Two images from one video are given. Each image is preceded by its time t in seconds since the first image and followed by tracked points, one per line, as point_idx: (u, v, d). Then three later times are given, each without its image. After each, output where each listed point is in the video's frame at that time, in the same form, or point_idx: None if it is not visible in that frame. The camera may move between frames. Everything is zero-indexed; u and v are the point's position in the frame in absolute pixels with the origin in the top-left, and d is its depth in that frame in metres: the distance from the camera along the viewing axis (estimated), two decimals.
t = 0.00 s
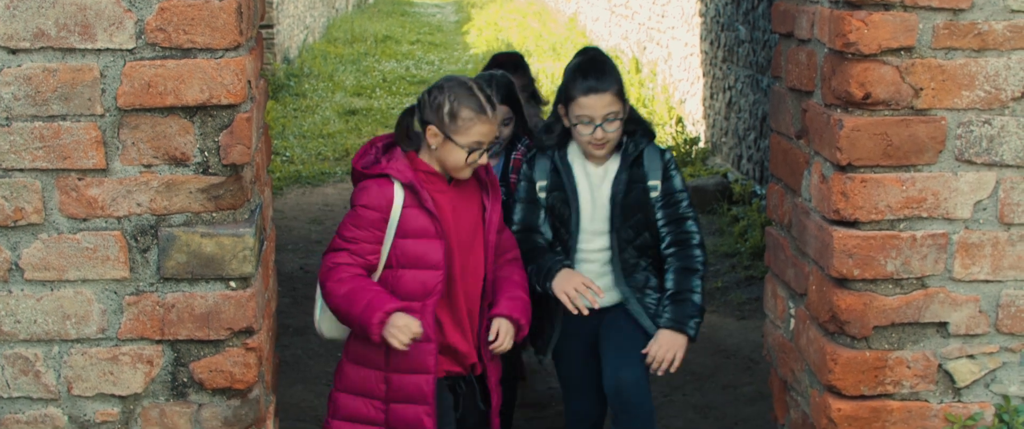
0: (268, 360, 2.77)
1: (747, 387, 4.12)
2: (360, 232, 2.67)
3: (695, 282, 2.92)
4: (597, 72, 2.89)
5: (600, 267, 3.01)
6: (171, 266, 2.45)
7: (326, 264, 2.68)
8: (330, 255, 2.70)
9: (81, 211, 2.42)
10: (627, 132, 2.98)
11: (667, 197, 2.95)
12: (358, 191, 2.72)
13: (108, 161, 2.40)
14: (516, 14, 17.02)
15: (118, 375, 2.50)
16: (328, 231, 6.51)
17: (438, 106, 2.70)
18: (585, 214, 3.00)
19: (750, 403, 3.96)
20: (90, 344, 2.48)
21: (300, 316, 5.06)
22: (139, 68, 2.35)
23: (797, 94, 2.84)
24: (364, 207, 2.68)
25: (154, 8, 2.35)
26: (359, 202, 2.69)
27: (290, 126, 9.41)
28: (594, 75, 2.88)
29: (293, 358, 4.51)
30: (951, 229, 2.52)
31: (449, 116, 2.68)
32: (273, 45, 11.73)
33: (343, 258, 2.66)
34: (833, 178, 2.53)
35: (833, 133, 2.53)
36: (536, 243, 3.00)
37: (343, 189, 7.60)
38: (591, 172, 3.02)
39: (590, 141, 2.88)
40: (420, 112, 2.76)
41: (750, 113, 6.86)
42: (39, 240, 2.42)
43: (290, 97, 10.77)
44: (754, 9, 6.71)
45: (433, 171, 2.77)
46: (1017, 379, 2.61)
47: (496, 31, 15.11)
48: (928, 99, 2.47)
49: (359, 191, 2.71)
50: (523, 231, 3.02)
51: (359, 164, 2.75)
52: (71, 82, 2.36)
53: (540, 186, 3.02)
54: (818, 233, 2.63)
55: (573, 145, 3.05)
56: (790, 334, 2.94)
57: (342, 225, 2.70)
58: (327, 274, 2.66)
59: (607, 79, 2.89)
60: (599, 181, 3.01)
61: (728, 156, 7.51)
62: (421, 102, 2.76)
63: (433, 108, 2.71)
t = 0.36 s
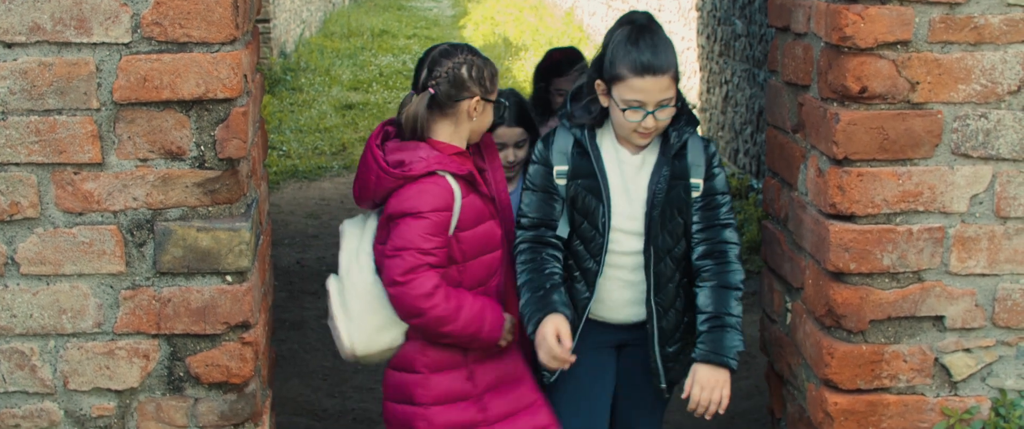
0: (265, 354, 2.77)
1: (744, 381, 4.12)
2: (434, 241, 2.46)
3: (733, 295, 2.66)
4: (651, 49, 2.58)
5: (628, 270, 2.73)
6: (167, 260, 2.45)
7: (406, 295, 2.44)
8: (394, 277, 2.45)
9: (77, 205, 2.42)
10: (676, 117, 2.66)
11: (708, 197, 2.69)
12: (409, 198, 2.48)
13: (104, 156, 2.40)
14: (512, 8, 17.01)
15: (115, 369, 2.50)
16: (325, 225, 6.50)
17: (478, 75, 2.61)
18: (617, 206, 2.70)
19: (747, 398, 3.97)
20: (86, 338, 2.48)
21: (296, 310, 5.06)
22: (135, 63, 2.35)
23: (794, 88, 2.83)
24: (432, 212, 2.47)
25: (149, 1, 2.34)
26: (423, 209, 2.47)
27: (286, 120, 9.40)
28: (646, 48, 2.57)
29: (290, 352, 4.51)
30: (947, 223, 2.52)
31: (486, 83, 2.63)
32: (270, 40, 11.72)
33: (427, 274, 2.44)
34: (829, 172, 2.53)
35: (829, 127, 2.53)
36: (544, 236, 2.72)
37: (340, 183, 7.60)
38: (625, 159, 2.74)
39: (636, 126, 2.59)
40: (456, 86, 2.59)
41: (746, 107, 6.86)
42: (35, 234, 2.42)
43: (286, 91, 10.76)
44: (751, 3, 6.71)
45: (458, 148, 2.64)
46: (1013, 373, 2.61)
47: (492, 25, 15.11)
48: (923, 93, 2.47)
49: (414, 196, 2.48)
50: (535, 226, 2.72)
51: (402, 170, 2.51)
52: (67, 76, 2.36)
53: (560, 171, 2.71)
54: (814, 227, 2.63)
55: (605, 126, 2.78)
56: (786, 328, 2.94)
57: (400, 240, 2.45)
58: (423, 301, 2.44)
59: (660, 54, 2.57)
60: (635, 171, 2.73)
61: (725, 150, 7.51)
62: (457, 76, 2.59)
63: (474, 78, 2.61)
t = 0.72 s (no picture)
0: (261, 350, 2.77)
1: (740, 379, 4.13)
2: (490, 239, 2.55)
3: (810, 369, 2.28)
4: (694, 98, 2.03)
5: (653, 372, 2.17)
6: (163, 256, 2.45)
7: (475, 297, 2.53)
8: (456, 283, 2.52)
9: (73, 201, 2.42)
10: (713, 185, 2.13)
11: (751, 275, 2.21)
12: (457, 202, 2.54)
13: (100, 151, 2.40)
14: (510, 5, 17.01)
15: (110, 364, 2.50)
16: (321, 221, 6.50)
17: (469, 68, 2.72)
18: (637, 297, 2.12)
19: (743, 395, 3.97)
20: (82, 333, 2.49)
21: (293, 306, 5.06)
22: (131, 58, 2.35)
23: (791, 86, 2.83)
24: (483, 211, 2.55)
25: None
26: (476, 209, 2.54)
27: (283, 116, 9.39)
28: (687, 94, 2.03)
29: (286, 348, 4.51)
30: (943, 221, 2.52)
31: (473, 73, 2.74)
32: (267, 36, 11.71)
33: (490, 274, 2.55)
34: (825, 170, 2.53)
35: (825, 124, 2.52)
36: (513, 337, 2.09)
37: (337, 179, 7.60)
38: (645, 239, 2.14)
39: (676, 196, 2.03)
40: (455, 81, 2.68)
41: (743, 105, 6.86)
42: (31, 229, 2.42)
43: (283, 87, 10.75)
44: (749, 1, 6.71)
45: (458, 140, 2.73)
46: (1007, 371, 2.61)
47: (490, 21, 15.10)
48: (920, 90, 2.47)
49: (465, 198, 2.54)
50: (506, 319, 2.09)
51: (440, 171, 2.51)
52: (64, 71, 2.36)
53: (563, 259, 2.05)
54: (810, 224, 2.64)
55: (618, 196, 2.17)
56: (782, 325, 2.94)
57: (458, 244, 2.52)
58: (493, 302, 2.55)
59: (708, 107, 2.03)
60: (662, 257, 2.15)
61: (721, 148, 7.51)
62: (456, 72, 2.67)
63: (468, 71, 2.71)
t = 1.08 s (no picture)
0: (257, 350, 2.77)
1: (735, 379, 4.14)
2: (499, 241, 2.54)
3: None
4: (876, 162, 1.43)
5: None
6: (159, 255, 2.45)
7: (501, 300, 2.52)
8: (484, 287, 2.50)
9: (70, 200, 2.42)
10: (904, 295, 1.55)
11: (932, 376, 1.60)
12: (477, 206, 2.48)
13: (96, 150, 2.40)
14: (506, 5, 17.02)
15: (106, 364, 2.50)
16: (318, 221, 6.50)
17: (453, 72, 2.63)
18: None
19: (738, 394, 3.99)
20: (78, 333, 2.49)
21: (289, 306, 5.06)
22: (127, 57, 2.35)
23: (787, 85, 2.84)
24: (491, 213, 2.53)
25: None
26: (489, 212, 2.51)
27: (279, 116, 9.39)
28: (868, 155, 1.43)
29: (282, 348, 4.51)
30: (938, 221, 2.53)
31: (459, 78, 2.65)
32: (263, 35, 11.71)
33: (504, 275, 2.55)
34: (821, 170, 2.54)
35: (821, 125, 2.53)
36: None
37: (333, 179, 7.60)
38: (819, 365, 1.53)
39: (886, 297, 1.42)
40: (434, 84, 2.58)
41: (739, 105, 6.87)
42: (27, 228, 2.42)
43: (280, 87, 10.76)
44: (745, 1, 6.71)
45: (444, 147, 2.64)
46: (1003, 371, 2.63)
47: (486, 21, 15.11)
48: (915, 91, 2.46)
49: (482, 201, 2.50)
50: None
51: (462, 174, 2.44)
52: (60, 71, 2.36)
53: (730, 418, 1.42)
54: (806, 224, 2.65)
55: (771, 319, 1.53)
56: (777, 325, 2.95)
57: (484, 249, 2.49)
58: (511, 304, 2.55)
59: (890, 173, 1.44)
60: (835, 388, 1.54)
61: (718, 148, 7.52)
62: (436, 75, 2.59)
63: (451, 75, 2.62)
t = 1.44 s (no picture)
0: (252, 349, 2.77)
1: (731, 377, 4.13)
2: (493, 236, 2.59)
3: None
4: None
5: None
6: (155, 253, 2.45)
7: (492, 294, 2.55)
8: (473, 282, 2.53)
9: (65, 198, 2.41)
10: None
11: None
12: (463, 201, 2.54)
13: (92, 148, 2.40)
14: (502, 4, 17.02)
15: (102, 362, 2.50)
16: (313, 220, 6.49)
17: (450, 70, 2.64)
18: None
19: (734, 393, 3.98)
20: (74, 331, 2.49)
21: (285, 304, 5.06)
22: (123, 55, 2.35)
23: (782, 84, 2.84)
24: (482, 208, 2.58)
25: None
26: (478, 207, 2.57)
27: (275, 115, 9.39)
28: None
29: (278, 347, 4.51)
30: (933, 219, 2.52)
31: (458, 77, 2.65)
32: (260, 34, 11.71)
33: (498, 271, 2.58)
34: (817, 168, 2.54)
35: (817, 123, 2.53)
36: None
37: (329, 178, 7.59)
38: None
39: None
40: (427, 81, 2.61)
41: (735, 104, 6.86)
42: (22, 226, 2.42)
43: (276, 85, 10.75)
44: None
45: (440, 144, 2.66)
46: (998, 369, 2.62)
47: (482, 20, 15.11)
48: (911, 89, 2.46)
49: (469, 197, 2.55)
50: None
51: (445, 170, 2.49)
52: (56, 69, 2.36)
53: None
54: (801, 222, 2.64)
55: None
56: (773, 323, 2.95)
57: (471, 245, 2.54)
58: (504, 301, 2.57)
59: None
60: None
61: (714, 148, 7.52)
62: (428, 71, 2.62)
63: (447, 73, 2.63)
